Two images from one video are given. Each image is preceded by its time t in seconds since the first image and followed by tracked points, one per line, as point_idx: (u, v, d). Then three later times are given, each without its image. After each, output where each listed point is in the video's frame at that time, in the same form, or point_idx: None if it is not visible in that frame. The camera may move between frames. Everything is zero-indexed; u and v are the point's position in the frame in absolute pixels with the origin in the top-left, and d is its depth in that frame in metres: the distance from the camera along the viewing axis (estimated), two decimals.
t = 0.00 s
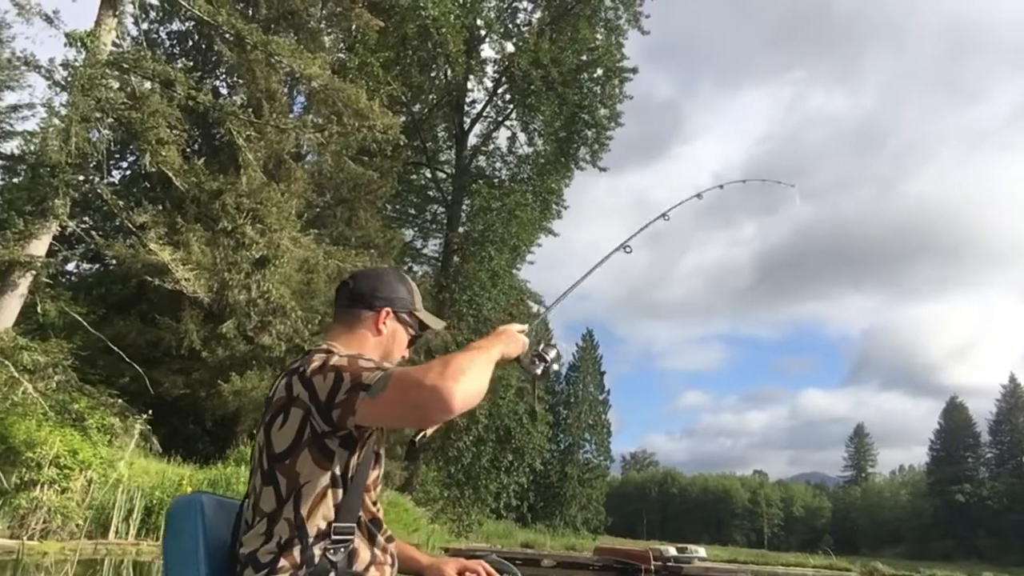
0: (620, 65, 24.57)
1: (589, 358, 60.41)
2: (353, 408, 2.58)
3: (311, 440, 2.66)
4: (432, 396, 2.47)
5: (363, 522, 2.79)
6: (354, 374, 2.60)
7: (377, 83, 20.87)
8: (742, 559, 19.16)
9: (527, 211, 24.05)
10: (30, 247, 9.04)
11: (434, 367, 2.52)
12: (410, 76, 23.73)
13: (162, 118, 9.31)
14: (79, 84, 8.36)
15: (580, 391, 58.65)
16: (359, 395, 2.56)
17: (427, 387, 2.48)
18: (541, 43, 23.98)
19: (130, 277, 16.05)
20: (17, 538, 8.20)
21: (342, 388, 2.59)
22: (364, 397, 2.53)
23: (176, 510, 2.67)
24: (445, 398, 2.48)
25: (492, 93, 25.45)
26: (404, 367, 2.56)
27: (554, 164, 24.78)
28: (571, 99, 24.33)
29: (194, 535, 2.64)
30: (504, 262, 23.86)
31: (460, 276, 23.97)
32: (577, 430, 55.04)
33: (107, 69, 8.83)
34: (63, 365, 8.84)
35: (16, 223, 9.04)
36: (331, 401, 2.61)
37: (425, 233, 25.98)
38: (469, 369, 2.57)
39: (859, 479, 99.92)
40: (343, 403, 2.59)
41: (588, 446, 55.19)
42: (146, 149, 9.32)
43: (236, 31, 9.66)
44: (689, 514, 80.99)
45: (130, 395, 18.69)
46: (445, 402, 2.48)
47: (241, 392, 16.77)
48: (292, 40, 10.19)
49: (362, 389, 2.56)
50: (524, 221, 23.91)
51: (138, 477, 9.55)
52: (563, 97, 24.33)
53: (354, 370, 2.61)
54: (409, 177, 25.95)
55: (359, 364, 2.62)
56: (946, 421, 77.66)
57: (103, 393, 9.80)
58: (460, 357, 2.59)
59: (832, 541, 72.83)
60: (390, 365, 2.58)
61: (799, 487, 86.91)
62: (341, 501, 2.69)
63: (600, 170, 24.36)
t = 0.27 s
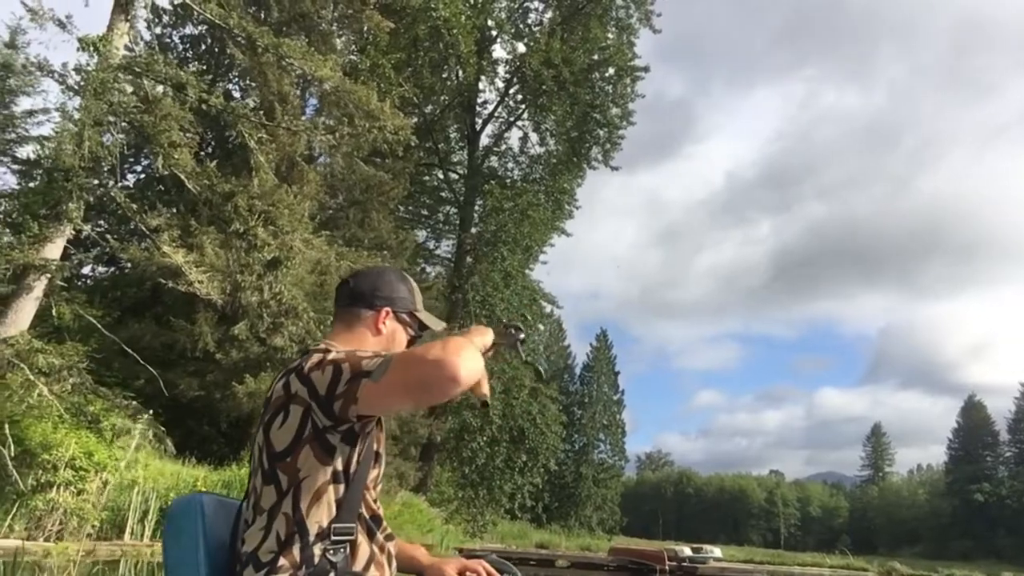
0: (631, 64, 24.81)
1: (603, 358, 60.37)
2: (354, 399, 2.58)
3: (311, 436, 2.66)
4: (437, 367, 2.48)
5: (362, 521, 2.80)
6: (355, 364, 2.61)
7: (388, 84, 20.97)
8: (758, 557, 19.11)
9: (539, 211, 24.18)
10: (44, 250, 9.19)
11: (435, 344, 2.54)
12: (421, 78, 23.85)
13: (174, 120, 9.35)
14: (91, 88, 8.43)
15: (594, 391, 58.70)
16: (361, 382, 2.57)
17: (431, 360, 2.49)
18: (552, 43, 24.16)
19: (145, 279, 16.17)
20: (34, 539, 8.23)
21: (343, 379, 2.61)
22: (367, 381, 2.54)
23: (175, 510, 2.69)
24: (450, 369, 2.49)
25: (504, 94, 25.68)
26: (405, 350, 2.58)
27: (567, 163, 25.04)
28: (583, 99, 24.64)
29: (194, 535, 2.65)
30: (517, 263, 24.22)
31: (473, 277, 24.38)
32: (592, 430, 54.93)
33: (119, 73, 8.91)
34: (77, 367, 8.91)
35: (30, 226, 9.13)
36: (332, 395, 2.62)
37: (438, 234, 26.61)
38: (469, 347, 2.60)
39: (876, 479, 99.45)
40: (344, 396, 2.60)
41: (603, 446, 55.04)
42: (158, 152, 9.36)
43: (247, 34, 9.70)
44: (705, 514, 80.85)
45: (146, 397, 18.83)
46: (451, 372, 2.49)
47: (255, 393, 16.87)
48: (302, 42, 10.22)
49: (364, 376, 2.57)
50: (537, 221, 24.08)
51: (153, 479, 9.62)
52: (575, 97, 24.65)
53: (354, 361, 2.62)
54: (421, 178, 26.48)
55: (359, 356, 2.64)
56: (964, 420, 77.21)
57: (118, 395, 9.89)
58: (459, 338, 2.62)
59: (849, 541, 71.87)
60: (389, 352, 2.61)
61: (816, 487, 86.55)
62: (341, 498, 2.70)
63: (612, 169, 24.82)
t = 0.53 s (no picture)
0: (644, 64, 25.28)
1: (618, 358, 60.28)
2: (359, 398, 2.59)
3: (313, 435, 2.66)
4: (445, 365, 2.48)
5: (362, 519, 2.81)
6: (359, 363, 2.62)
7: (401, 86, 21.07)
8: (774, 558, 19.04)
9: (552, 211, 24.78)
10: (60, 252, 9.22)
11: (441, 343, 2.55)
12: (434, 79, 24.29)
13: (188, 123, 9.41)
14: (105, 91, 8.49)
15: (609, 392, 58.66)
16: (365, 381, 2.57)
17: (439, 358, 2.49)
18: (565, 43, 24.78)
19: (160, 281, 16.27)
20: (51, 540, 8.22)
21: (347, 378, 2.61)
22: (373, 378, 2.55)
23: (175, 510, 2.70)
24: (459, 365, 2.49)
25: (517, 94, 26.41)
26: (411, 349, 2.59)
27: (580, 163, 25.62)
28: (597, 99, 25.24)
29: (193, 535, 2.68)
30: (530, 263, 24.83)
31: (486, 277, 25.07)
32: (606, 430, 54.75)
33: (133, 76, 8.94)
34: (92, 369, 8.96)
35: (46, 229, 9.21)
36: (335, 393, 2.62)
37: (451, 235, 27.03)
38: (473, 345, 2.61)
39: (893, 480, 98.88)
40: (348, 393, 2.60)
41: (617, 447, 54.84)
42: (172, 154, 9.42)
43: (260, 36, 9.73)
44: (721, 514, 80.61)
45: (161, 398, 18.95)
46: (460, 370, 2.49)
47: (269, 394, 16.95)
48: (314, 44, 10.25)
49: (370, 374, 2.58)
50: (550, 221, 24.66)
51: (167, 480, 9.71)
52: (589, 97, 25.20)
53: (358, 359, 2.62)
54: (435, 179, 26.98)
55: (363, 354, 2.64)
56: (983, 420, 76.74)
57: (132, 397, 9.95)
58: (463, 337, 2.62)
59: (866, 542, 71.66)
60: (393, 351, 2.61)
61: (834, 488, 86.11)
62: (342, 497, 2.70)
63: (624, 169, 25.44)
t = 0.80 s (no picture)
0: (658, 64, 26.02)
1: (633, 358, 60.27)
2: (357, 404, 2.60)
3: (311, 436, 2.67)
4: (446, 387, 2.49)
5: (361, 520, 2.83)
6: (360, 371, 2.62)
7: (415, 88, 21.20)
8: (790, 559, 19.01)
9: (566, 213, 25.96)
10: (77, 254, 9.31)
11: (444, 364, 2.55)
12: (448, 81, 25.23)
13: (203, 125, 9.46)
14: (119, 94, 8.58)
15: (624, 393, 58.59)
16: (365, 390, 2.58)
17: (440, 378, 2.50)
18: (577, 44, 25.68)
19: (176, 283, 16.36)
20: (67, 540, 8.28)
21: (347, 384, 2.61)
22: (373, 389, 2.55)
23: (175, 510, 2.73)
24: (459, 390, 2.50)
25: (531, 96, 27.39)
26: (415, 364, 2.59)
27: (593, 164, 26.70)
28: (610, 99, 26.19)
29: (193, 535, 2.70)
30: (544, 264, 26.11)
31: (502, 277, 26.23)
32: (622, 431, 54.67)
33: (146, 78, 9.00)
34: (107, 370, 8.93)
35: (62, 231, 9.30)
36: (334, 397, 2.63)
37: (466, 236, 27.56)
38: (475, 369, 2.61)
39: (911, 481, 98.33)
40: (347, 399, 2.61)
41: (634, 448, 54.59)
42: (187, 157, 9.48)
43: (274, 39, 9.77)
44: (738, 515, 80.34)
45: (177, 399, 19.07)
46: (460, 395, 2.50)
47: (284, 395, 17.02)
48: (327, 46, 10.30)
49: (370, 384, 2.58)
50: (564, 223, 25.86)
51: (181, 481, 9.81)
52: (602, 97, 26.20)
53: (359, 367, 2.63)
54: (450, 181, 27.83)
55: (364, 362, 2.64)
56: (1003, 420, 76.28)
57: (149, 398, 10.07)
58: (466, 359, 2.62)
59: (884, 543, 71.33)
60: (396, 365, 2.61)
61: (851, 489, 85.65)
62: (340, 499, 2.72)
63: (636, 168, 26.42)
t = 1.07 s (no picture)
0: (666, 63, 26.10)
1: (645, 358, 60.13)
2: (358, 411, 2.58)
3: (311, 436, 2.67)
4: (446, 402, 2.50)
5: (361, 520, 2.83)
6: (362, 376, 2.60)
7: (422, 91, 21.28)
8: (804, 558, 18.88)
9: (576, 213, 26.34)
10: (88, 259, 9.41)
11: (448, 377, 2.56)
12: (457, 82, 25.19)
13: (212, 129, 9.51)
14: (129, 99, 8.71)
15: (636, 393, 58.48)
16: (367, 396, 2.57)
17: (443, 392, 2.51)
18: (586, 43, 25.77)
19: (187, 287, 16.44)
20: (79, 544, 8.33)
21: (348, 388, 2.60)
22: (375, 396, 2.54)
23: (175, 509, 2.73)
24: (461, 406, 2.51)
25: (540, 96, 27.52)
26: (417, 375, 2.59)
27: (603, 164, 26.79)
28: (620, 99, 26.28)
29: (193, 534, 2.70)
30: (554, 265, 26.45)
31: (512, 279, 26.38)
32: (635, 431, 54.56)
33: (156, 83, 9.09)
34: (119, 374, 8.94)
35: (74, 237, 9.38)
36: (335, 400, 2.61)
37: (475, 237, 27.76)
38: (477, 384, 2.62)
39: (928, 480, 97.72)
40: (349, 403, 2.59)
41: (646, 448, 54.50)
42: (196, 161, 9.52)
43: (282, 43, 9.81)
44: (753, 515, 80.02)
45: (190, 403, 19.16)
46: (462, 411, 2.51)
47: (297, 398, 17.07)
48: (337, 49, 10.33)
49: (372, 390, 2.57)
50: (573, 223, 26.25)
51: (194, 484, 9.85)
52: (611, 97, 26.29)
53: (361, 371, 2.61)
54: (460, 182, 27.99)
55: (366, 365, 2.63)
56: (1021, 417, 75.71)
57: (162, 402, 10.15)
58: (468, 372, 2.63)
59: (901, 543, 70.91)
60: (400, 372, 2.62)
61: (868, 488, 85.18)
62: (339, 499, 2.72)
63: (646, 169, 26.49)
